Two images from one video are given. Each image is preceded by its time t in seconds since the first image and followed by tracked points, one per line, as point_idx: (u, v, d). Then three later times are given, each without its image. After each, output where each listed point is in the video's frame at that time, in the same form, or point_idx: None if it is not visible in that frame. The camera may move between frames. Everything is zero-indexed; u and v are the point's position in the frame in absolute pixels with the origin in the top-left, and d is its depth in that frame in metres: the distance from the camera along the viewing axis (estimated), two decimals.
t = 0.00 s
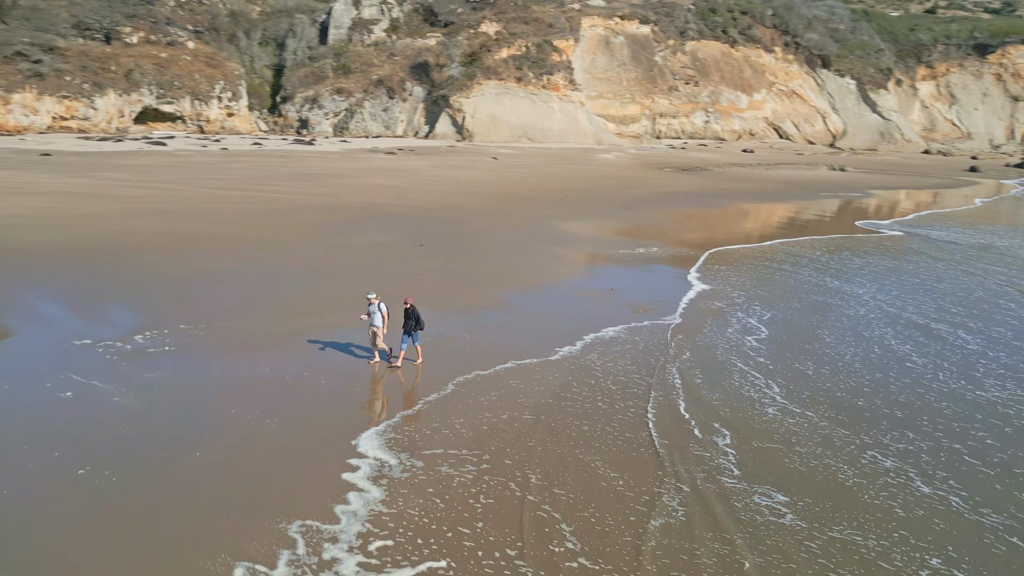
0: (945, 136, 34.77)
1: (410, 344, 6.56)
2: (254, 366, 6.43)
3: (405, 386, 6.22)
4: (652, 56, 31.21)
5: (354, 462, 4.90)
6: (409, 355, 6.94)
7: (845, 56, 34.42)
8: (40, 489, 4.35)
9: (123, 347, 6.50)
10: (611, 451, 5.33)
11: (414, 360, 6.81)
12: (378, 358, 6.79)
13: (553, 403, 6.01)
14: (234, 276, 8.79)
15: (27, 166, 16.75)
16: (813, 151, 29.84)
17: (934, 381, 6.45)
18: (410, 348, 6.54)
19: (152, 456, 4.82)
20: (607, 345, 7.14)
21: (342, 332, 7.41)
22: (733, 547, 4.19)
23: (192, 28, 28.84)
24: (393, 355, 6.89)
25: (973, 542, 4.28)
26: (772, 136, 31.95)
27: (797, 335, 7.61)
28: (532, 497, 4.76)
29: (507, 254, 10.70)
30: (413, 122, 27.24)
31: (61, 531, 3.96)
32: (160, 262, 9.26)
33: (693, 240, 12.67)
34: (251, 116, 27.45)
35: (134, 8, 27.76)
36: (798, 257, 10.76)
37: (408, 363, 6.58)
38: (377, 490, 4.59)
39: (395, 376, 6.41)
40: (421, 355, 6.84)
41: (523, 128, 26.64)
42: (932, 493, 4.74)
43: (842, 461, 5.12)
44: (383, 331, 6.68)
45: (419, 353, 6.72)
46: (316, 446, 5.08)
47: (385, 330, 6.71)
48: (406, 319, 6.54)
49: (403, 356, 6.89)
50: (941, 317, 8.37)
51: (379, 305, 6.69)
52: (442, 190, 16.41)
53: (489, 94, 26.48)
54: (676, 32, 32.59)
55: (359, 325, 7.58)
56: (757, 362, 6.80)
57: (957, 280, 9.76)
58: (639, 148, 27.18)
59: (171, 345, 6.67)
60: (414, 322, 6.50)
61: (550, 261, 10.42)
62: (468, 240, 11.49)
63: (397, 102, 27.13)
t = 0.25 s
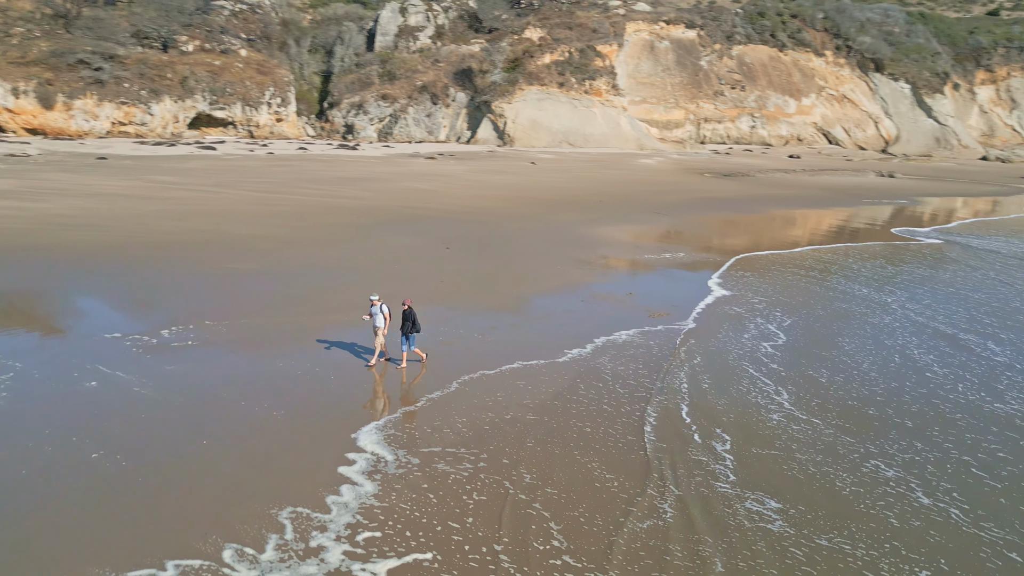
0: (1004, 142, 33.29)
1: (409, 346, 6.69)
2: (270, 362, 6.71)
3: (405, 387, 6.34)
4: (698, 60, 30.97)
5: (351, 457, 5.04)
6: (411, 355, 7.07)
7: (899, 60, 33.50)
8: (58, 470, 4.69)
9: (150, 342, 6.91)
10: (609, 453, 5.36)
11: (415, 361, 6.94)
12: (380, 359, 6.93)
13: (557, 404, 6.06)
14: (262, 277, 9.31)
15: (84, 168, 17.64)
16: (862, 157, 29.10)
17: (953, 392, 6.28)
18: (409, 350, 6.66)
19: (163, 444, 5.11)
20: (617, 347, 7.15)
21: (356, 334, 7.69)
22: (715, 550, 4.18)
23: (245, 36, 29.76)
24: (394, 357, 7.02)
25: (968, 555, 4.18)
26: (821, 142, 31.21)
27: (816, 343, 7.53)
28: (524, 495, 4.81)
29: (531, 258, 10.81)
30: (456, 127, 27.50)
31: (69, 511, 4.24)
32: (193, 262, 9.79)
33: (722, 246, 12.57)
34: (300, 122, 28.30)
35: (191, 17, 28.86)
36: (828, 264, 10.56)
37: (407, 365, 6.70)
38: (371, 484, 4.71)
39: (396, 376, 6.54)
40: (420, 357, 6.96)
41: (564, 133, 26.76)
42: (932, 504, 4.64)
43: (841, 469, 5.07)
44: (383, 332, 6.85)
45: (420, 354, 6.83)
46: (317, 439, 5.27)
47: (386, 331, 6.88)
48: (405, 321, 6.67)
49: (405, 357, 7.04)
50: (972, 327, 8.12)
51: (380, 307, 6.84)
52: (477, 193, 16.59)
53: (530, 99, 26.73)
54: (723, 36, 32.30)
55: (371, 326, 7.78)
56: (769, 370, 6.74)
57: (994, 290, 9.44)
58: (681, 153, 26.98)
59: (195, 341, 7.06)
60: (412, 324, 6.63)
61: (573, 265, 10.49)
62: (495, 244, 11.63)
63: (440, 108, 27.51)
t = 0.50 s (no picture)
0: None
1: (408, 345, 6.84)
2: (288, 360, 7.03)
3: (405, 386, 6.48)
4: (749, 67, 30.56)
5: (349, 451, 5.22)
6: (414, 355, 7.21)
7: (962, 66, 32.37)
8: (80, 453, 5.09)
9: (180, 337, 7.36)
10: (606, 454, 5.40)
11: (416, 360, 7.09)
12: (381, 358, 7.08)
13: (560, 406, 6.14)
14: (292, 275, 9.71)
15: (143, 173, 18.50)
16: (920, 165, 28.18)
17: (973, 404, 6.10)
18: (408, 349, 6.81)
19: (177, 433, 5.45)
20: (628, 351, 7.18)
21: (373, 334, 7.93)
22: (694, 550, 4.19)
23: (301, 46, 30.66)
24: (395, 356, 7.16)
25: (956, 566, 4.09)
26: (878, 150, 30.32)
27: (836, 351, 7.42)
28: (515, 491, 4.90)
29: (556, 264, 10.92)
30: (503, 134, 27.88)
31: (84, 490, 4.62)
32: (230, 262, 10.19)
33: (755, 255, 12.42)
34: (351, 129, 29.17)
35: (250, 27, 29.95)
36: (861, 274, 10.33)
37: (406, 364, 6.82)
38: (365, 476, 4.88)
39: (402, 374, 6.73)
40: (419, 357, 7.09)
41: (610, 140, 26.75)
42: (928, 515, 4.55)
43: (839, 478, 5.01)
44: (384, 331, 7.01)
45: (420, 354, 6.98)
46: (319, 432, 5.50)
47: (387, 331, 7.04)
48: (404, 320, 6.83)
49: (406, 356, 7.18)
50: (1005, 339, 7.84)
51: (381, 306, 6.98)
52: (515, 199, 16.75)
53: (576, 106, 26.67)
54: (776, 42, 31.81)
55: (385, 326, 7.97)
56: (782, 379, 6.69)
57: None
58: (729, 161, 26.65)
59: (222, 337, 7.47)
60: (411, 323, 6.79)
61: (597, 270, 10.57)
62: (523, 250, 11.78)
63: (487, 115, 27.83)
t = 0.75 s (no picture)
0: None
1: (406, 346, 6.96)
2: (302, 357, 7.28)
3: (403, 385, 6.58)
4: (795, 71, 30.03)
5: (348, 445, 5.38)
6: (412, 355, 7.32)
7: (1020, 69, 31.23)
8: (101, 438, 5.46)
9: (206, 332, 7.71)
10: (605, 453, 5.41)
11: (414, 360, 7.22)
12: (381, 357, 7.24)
13: (564, 406, 6.16)
14: (315, 276, 9.99)
15: (189, 176, 19.16)
16: (973, 171, 27.28)
17: (989, 415, 5.93)
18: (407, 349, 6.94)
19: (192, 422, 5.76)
20: (638, 354, 7.17)
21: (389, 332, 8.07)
22: (676, 549, 4.21)
23: (346, 53, 31.35)
24: (394, 356, 7.28)
25: None
26: (928, 155, 29.53)
27: (853, 359, 7.32)
28: (508, 488, 4.95)
29: (578, 267, 10.97)
30: (541, 139, 27.96)
31: (98, 472, 4.97)
32: (258, 263, 10.50)
33: (784, 261, 12.26)
34: (393, 134, 29.63)
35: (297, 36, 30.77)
36: (890, 280, 10.12)
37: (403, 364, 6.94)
38: (361, 469, 5.01)
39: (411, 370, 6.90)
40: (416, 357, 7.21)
41: (649, 145, 26.66)
42: (924, 523, 4.46)
43: (836, 483, 4.96)
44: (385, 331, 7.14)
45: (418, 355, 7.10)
46: (324, 425, 5.72)
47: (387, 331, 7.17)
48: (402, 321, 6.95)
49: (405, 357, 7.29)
50: None
51: (381, 305, 7.10)
52: (547, 202, 16.79)
53: (616, 111, 26.71)
54: (823, 45, 31.23)
55: (399, 325, 8.12)
56: (792, 384, 6.62)
57: None
58: (771, 166, 26.25)
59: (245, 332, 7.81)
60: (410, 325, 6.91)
61: (618, 274, 10.59)
62: (547, 253, 11.84)
63: (527, 120, 27.98)
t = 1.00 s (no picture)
0: None
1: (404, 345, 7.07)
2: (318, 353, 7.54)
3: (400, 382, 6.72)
4: (849, 75, 29.26)
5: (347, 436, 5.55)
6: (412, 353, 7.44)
7: None
8: (121, 424, 5.85)
9: (231, 326, 8.09)
10: (600, 452, 5.38)
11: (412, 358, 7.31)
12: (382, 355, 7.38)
13: (565, 405, 6.19)
14: (341, 275, 10.26)
15: (238, 179, 19.81)
16: None
17: (1007, 428, 5.70)
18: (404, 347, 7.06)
19: (206, 410, 6.09)
20: (645, 354, 7.16)
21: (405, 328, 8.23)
22: (653, 548, 4.19)
23: (395, 60, 31.93)
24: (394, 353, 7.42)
25: None
26: (989, 161, 28.54)
27: (872, 367, 7.16)
28: (498, 484, 4.97)
29: (602, 270, 10.98)
30: (586, 143, 28.16)
31: (111, 455, 5.33)
32: (288, 262, 10.81)
33: (817, 267, 12.02)
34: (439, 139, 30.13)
35: (348, 42, 31.45)
36: (923, 288, 9.84)
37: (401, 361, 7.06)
38: (354, 462, 5.13)
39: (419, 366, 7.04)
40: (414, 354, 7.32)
41: (695, 150, 26.43)
42: (915, 534, 4.34)
43: (830, 489, 4.88)
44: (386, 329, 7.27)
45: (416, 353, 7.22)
46: (329, 417, 5.93)
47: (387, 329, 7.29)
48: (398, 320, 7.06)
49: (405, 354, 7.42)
50: None
51: (379, 305, 7.22)
52: (582, 206, 16.78)
53: (661, 115, 26.41)
54: (879, 48, 30.37)
55: (414, 323, 8.26)
56: (803, 391, 6.50)
57: None
58: (821, 172, 25.67)
59: (268, 328, 8.14)
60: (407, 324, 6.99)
61: (641, 278, 10.56)
62: (574, 256, 11.88)
63: (571, 125, 28.05)
